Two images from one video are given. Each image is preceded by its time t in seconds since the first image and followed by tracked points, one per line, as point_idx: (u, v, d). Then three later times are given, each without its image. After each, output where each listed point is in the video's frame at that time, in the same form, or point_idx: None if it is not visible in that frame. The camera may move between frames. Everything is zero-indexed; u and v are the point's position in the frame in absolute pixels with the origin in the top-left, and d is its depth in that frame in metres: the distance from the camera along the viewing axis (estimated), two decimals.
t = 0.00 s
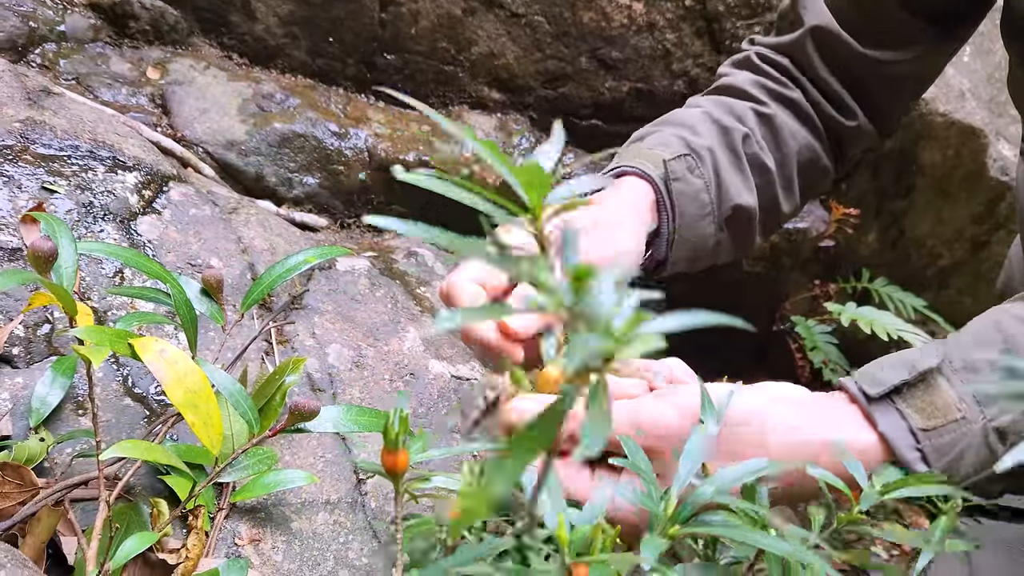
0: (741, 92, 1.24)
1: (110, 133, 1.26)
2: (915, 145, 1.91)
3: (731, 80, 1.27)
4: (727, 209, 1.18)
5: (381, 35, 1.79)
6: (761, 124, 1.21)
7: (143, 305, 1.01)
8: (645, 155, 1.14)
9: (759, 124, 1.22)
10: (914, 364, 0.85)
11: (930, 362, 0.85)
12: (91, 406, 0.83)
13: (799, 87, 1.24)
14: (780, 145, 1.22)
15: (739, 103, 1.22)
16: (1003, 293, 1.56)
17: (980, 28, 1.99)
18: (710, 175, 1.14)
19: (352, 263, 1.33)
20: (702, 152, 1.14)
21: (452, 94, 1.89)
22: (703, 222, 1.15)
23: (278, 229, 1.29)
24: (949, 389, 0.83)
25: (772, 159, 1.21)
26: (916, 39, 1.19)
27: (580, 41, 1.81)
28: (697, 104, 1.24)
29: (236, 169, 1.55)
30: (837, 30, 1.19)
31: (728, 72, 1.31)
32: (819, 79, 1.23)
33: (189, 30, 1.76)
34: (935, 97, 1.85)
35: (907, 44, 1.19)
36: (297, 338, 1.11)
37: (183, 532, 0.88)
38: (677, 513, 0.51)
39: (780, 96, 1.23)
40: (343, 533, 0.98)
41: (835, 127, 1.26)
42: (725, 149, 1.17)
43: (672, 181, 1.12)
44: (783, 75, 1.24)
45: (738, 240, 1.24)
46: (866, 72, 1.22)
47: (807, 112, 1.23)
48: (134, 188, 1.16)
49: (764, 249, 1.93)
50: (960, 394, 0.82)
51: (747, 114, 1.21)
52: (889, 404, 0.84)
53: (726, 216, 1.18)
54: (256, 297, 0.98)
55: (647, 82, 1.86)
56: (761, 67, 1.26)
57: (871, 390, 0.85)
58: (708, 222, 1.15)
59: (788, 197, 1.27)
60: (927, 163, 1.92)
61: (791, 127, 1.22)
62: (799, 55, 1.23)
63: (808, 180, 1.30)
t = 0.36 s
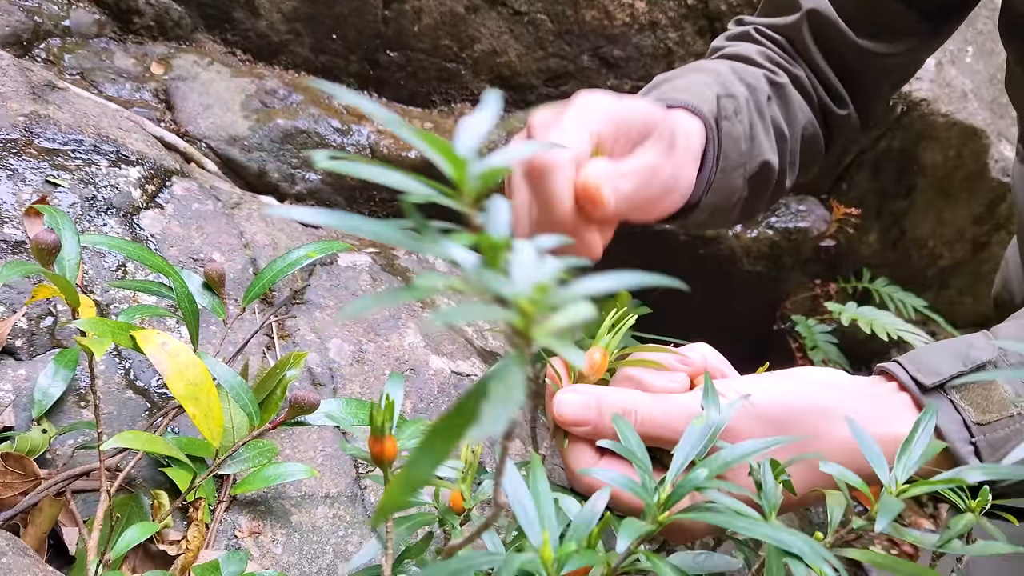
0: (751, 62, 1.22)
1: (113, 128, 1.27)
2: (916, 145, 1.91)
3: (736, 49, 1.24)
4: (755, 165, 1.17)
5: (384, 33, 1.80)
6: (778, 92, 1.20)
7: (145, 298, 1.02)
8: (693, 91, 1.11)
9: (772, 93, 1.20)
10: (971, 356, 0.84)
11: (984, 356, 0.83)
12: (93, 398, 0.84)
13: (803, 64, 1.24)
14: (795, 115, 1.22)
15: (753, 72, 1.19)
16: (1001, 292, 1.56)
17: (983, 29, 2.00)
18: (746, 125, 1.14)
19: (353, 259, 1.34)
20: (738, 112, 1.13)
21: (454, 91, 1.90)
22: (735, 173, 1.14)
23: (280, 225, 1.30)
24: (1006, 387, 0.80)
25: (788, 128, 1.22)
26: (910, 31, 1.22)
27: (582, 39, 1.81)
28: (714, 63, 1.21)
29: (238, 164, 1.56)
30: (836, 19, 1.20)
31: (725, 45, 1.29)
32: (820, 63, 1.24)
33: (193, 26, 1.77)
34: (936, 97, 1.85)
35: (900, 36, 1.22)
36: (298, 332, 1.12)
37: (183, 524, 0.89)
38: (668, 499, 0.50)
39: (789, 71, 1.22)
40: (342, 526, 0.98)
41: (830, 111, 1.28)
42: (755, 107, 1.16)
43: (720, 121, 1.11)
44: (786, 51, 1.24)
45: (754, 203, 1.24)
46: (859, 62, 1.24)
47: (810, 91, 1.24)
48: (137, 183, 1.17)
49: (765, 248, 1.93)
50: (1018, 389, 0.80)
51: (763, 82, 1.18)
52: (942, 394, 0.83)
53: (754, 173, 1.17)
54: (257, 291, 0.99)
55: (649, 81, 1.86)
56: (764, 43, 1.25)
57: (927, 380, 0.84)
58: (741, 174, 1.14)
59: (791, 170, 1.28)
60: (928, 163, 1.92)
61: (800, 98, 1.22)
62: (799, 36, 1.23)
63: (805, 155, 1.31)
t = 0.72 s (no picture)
0: (746, 78, 1.21)
1: (115, 126, 1.27)
2: (915, 148, 1.92)
3: (731, 61, 1.22)
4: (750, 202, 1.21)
5: (386, 32, 1.81)
6: (770, 115, 1.21)
7: (146, 295, 1.03)
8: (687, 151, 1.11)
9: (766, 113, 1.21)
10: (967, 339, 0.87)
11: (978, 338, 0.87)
12: (93, 394, 0.84)
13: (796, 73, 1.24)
14: (783, 135, 1.23)
15: (747, 92, 1.19)
16: (997, 294, 1.56)
17: (982, 32, 2.00)
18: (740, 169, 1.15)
19: (353, 257, 1.34)
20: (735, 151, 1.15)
21: (455, 91, 1.90)
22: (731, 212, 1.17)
23: (280, 223, 1.31)
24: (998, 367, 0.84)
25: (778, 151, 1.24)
26: (907, 28, 1.24)
27: (583, 39, 1.82)
28: (709, 87, 1.20)
29: (240, 162, 1.57)
30: (842, 15, 1.18)
31: (720, 50, 1.27)
32: (817, 67, 1.23)
33: (195, 25, 1.77)
34: (936, 100, 1.86)
35: (896, 33, 1.23)
36: (298, 330, 1.13)
37: (182, 518, 0.90)
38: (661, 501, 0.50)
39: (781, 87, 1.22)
40: (340, 523, 0.99)
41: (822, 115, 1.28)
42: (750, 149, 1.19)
43: (720, 187, 1.13)
44: (782, 62, 1.23)
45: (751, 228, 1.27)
46: (858, 57, 1.24)
47: (798, 108, 1.25)
48: (139, 181, 1.18)
49: (765, 249, 1.94)
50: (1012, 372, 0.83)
51: (757, 104, 1.19)
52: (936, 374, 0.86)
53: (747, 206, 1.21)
54: (257, 288, 1.00)
55: (649, 82, 1.87)
56: (760, 51, 1.23)
57: (921, 359, 0.87)
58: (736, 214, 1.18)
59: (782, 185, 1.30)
60: (928, 165, 1.93)
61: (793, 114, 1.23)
62: (795, 41, 1.22)
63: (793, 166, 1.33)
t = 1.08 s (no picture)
0: (721, 95, 1.22)
1: (117, 123, 1.28)
2: (916, 149, 1.92)
3: (710, 78, 1.24)
4: (716, 226, 1.18)
5: (387, 31, 1.81)
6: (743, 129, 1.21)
7: (146, 291, 1.03)
8: (632, 179, 1.10)
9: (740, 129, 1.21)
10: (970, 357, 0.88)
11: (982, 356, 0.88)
12: (93, 389, 0.85)
13: (777, 86, 1.24)
14: (760, 149, 1.22)
15: (719, 107, 1.20)
16: (995, 295, 1.56)
17: (983, 34, 2.01)
18: (697, 197, 1.13)
19: (353, 255, 1.35)
20: (689, 175, 1.13)
21: (456, 90, 1.90)
22: (692, 243, 1.14)
23: (281, 220, 1.31)
24: (1007, 384, 0.84)
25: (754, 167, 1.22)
26: (908, 32, 1.24)
27: (584, 39, 1.82)
28: (680, 108, 1.22)
29: (241, 159, 1.57)
30: (833, 22, 1.19)
31: (707, 68, 1.29)
32: (807, 75, 1.24)
33: (198, 22, 1.78)
34: (937, 101, 1.86)
35: (898, 37, 1.23)
36: (297, 327, 1.13)
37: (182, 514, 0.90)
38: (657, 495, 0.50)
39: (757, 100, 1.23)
40: (339, 519, 0.99)
41: (817, 123, 1.28)
42: (710, 163, 1.17)
43: (663, 210, 1.10)
44: (761, 75, 1.24)
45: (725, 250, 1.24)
46: (854, 63, 1.24)
47: (779, 120, 1.25)
48: (140, 177, 1.18)
49: (765, 249, 1.94)
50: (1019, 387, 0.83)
51: (729, 120, 1.20)
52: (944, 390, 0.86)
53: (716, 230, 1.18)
54: (257, 286, 1.00)
55: (650, 82, 1.87)
56: (740, 65, 1.24)
57: (928, 377, 0.87)
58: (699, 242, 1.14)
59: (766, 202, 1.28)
60: (928, 167, 1.93)
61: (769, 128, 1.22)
62: (783, 51, 1.23)
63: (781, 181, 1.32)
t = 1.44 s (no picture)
0: (741, 104, 1.16)
1: (123, 118, 1.29)
2: (916, 150, 1.94)
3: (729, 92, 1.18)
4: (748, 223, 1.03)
5: (391, 29, 1.82)
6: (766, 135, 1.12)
7: (151, 286, 1.04)
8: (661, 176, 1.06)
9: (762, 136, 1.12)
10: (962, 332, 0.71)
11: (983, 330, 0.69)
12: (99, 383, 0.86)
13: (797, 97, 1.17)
14: (788, 155, 1.13)
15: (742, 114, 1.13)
16: (994, 296, 1.57)
17: (985, 36, 2.02)
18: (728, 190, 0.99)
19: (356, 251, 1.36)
20: (718, 170, 0.99)
21: (459, 88, 1.91)
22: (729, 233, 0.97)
23: (284, 216, 1.32)
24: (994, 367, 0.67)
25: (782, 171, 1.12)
26: (919, 43, 1.20)
27: (586, 39, 1.83)
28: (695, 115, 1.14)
29: (245, 156, 1.58)
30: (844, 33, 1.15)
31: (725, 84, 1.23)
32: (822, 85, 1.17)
33: (203, 19, 1.79)
34: (938, 102, 1.87)
35: (904, 48, 1.19)
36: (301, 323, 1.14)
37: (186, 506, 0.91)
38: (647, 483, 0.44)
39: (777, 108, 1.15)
40: (341, 513, 1.00)
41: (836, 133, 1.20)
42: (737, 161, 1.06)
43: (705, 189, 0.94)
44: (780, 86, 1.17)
45: (758, 254, 1.11)
46: (865, 76, 1.19)
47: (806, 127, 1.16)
48: (145, 173, 1.19)
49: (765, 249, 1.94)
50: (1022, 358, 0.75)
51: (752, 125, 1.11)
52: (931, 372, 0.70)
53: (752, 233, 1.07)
54: (262, 281, 1.01)
55: (653, 81, 1.85)
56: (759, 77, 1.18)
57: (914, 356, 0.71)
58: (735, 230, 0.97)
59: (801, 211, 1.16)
60: (930, 167, 1.95)
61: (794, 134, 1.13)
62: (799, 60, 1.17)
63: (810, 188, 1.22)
